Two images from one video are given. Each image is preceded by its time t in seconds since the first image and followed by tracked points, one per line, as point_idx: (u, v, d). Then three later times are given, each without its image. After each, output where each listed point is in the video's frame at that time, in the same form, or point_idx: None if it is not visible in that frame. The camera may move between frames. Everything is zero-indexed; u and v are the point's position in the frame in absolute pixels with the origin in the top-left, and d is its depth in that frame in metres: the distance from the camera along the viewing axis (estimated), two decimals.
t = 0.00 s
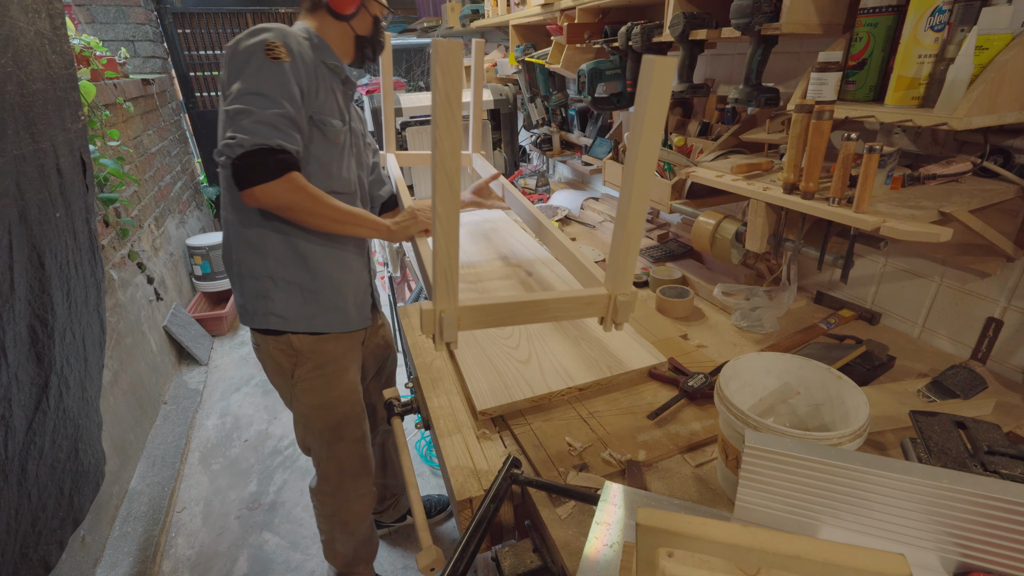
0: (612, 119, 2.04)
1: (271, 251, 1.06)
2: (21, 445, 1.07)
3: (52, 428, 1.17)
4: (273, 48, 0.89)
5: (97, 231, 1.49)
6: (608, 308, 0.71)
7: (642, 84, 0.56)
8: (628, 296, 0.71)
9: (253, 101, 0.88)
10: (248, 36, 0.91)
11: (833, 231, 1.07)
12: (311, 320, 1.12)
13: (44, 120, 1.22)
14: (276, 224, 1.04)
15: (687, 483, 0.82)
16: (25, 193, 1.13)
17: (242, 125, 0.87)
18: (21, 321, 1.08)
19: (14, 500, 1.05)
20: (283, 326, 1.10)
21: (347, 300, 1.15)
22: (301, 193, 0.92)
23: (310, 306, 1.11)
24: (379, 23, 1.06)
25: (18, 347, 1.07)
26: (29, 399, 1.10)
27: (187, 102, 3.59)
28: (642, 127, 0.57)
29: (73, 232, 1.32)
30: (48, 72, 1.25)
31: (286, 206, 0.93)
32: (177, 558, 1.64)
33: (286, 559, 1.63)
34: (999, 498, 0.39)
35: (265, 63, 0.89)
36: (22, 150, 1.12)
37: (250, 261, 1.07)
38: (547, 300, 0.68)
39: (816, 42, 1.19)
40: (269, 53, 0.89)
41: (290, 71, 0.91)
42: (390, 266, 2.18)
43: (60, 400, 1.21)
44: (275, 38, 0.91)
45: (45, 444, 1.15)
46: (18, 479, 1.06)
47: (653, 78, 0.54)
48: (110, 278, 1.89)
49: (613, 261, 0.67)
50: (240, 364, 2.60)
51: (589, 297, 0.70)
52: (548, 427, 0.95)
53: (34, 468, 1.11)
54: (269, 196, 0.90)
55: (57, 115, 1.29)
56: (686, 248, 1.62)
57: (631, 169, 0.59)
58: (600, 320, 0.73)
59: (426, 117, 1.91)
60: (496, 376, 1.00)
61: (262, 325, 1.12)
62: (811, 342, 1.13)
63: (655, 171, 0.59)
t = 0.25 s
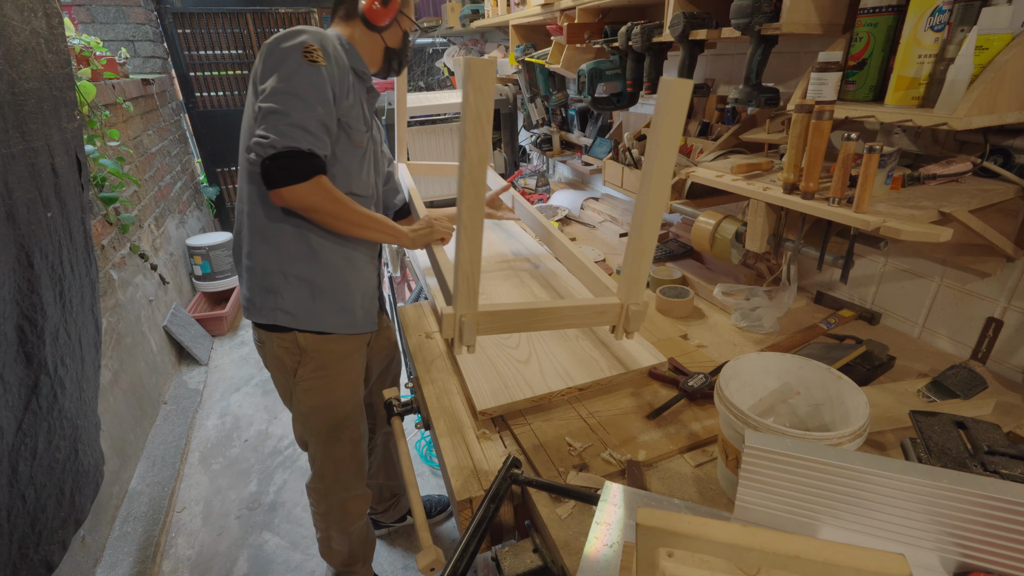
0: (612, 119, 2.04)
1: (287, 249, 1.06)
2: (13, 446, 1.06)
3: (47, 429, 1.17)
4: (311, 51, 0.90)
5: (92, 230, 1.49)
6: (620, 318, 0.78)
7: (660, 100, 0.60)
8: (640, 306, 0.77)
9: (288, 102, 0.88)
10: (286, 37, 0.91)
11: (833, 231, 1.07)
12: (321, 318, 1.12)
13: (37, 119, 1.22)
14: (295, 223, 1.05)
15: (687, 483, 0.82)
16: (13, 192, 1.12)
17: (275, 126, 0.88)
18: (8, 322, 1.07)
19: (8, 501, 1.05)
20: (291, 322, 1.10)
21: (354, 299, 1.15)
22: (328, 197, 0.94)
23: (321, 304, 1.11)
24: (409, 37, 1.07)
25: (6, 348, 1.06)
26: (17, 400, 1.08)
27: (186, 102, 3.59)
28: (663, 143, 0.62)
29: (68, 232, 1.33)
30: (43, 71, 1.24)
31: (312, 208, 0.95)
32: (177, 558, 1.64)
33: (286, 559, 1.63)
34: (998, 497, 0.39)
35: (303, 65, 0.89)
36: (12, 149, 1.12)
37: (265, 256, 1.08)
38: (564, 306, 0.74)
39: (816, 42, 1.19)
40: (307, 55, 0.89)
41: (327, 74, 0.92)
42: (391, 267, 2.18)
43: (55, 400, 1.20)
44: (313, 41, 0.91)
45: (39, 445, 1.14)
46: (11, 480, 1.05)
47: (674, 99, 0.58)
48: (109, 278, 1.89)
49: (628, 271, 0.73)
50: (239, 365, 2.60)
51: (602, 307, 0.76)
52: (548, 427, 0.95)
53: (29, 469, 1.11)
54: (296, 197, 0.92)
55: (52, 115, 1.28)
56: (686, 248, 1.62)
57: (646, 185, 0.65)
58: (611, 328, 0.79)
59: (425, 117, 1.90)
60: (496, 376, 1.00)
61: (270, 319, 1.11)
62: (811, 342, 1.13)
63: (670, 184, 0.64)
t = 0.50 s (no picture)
0: (612, 119, 2.04)
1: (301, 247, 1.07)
2: (10, 446, 1.06)
3: (43, 428, 1.16)
4: (338, 53, 0.91)
5: (92, 230, 1.49)
6: (630, 321, 0.87)
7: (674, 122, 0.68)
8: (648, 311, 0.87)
9: (314, 102, 0.89)
10: (313, 37, 0.91)
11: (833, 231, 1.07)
12: (331, 316, 1.12)
13: (43, 120, 1.22)
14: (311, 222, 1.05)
15: (687, 483, 0.82)
16: (19, 193, 1.12)
17: (301, 125, 0.88)
18: (9, 322, 1.07)
19: (3, 502, 1.04)
20: (300, 319, 1.10)
21: (362, 298, 1.15)
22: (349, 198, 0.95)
23: (333, 302, 1.11)
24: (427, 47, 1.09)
25: (8, 347, 1.06)
26: (18, 399, 1.08)
27: (186, 102, 3.59)
28: (675, 161, 0.70)
29: (70, 232, 1.33)
30: (47, 71, 1.25)
31: (332, 208, 0.95)
32: (177, 558, 1.64)
33: (286, 559, 1.63)
34: (998, 497, 0.39)
35: (330, 67, 0.89)
36: (19, 150, 1.13)
37: (278, 253, 1.08)
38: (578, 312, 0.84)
39: (816, 42, 1.19)
40: (333, 57, 0.90)
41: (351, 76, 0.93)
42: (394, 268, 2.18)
43: (49, 401, 1.19)
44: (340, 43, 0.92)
45: (34, 446, 1.14)
46: (6, 481, 1.05)
47: (688, 123, 0.67)
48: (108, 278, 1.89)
49: (638, 280, 0.83)
50: (239, 364, 2.60)
51: (614, 311, 0.85)
52: (548, 427, 0.95)
53: (24, 470, 1.10)
54: (318, 197, 0.92)
55: (55, 115, 1.29)
56: (686, 248, 1.62)
57: (664, 199, 0.73)
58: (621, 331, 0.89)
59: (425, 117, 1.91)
60: (496, 376, 1.00)
61: (278, 315, 1.11)
62: (811, 342, 1.13)
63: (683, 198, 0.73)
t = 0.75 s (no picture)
0: (612, 119, 2.04)
1: (310, 247, 1.07)
2: (22, 446, 1.07)
3: (52, 427, 1.17)
4: (354, 56, 0.91)
5: (98, 231, 1.49)
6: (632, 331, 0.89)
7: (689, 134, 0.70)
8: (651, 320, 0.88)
9: (330, 103, 0.88)
10: (330, 39, 0.91)
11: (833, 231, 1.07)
12: (337, 315, 1.12)
13: (51, 122, 1.22)
14: (322, 222, 1.06)
15: (687, 483, 0.82)
16: (34, 194, 1.12)
17: (316, 126, 0.88)
18: (27, 321, 1.08)
19: (13, 500, 1.04)
20: (306, 317, 1.11)
21: (366, 299, 1.15)
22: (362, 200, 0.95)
23: (340, 302, 1.12)
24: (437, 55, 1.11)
25: (25, 347, 1.07)
26: (33, 399, 1.09)
27: (186, 102, 3.59)
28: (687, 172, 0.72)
29: (76, 233, 1.32)
30: (55, 72, 1.25)
31: (344, 210, 0.96)
32: (177, 558, 1.64)
33: (286, 559, 1.63)
34: (997, 497, 0.39)
35: (346, 69, 0.89)
36: (32, 152, 1.13)
37: (286, 252, 1.08)
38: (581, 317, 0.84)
39: (816, 42, 1.19)
40: (350, 60, 0.90)
41: (366, 79, 0.93)
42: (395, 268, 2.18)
43: (60, 400, 1.20)
44: (356, 46, 0.92)
45: (43, 445, 1.14)
46: (16, 480, 1.05)
47: (699, 141, 0.69)
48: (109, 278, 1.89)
49: (643, 288, 0.84)
50: (239, 365, 2.60)
51: (616, 321, 0.87)
52: (548, 427, 0.96)
53: (33, 468, 1.11)
54: (331, 198, 0.93)
55: (63, 116, 1.29)
56: (686, 248, 1.62)
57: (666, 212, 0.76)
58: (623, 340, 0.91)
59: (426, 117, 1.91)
60: (496, 376, 1.00)
61: (284, 314, 1.11)
62: (811, 342, 1.13)
63: (690, 210, 0.75)
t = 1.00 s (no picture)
0: (612, 119, 2.04)
1: (318, 247, 1.07)
2: (26, 445, 1.07)
3: (54, 426, 1.17)
4: (365, 57, 0.91)
5: (100, 232, 1.50)
6: (631, 333, 0.91)
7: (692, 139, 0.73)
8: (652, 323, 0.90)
9: (341, 103, 0.88)
10: (341, 39, 0.91)
11: (833, 231, 1.07)
12: (342, 315, 1.12)
13: (49, 121, 1.22)
14: (329, 222, 1.06)
15: (687, 483, 0.82)
16: (29, 194, 1.12)
17: (326, 126, 0.88)
18: (26, 322, 1.07)
19: (16, 500, 1.04)
20: (311, 317, 1.11)
21: (371, 299, 1.15)
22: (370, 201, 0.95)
23: (346, 302, 1.12)
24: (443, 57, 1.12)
25: (25, 348, 1.07)
26: (34, 399, 1.09)
27: (186, 102, 3.59)
28: (691, 176, 0.74)
29: (75, 232, 1.32)
30: (53, 72, 1.25)
31: (352, 210, 0.95)
32: (177, 558, 1.64)
33: (286, 559, 1.63)
34: (998, 497, 0.39)
35: (356, 70, 0.89)
36: (28, 151, 1.13)
37: (293, 252, 1.07)
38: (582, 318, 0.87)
39: (816, 42, 1.19)
40: (360, 60, 0.90)
41: (375, 81, 0.93)
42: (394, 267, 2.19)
43: (61, 399, 1.20)
44: (366, 47, 0.92)
45: (45, 444, 1.14)
46: (19, 480, 1.05)
47: (703, 149, 0.71)
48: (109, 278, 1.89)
49: (644, 290, 0.85)
50: (239, 365, 2.60)
51: (616, 322, 0.89)
52: (548, 427, 0.96)
53: (37, 468, 1.11)
54: (339, 199, 0.92)
55: (62, 116, 1.29)
56: (686, 248, 1.62)
57: (670, 216, 0.78)
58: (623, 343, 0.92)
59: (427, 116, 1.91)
60: (496, 376, 1.00)
61: (289, 313, 1.11)
62: (811, 342, 1.13)
63: (691, 215, 0.77)
